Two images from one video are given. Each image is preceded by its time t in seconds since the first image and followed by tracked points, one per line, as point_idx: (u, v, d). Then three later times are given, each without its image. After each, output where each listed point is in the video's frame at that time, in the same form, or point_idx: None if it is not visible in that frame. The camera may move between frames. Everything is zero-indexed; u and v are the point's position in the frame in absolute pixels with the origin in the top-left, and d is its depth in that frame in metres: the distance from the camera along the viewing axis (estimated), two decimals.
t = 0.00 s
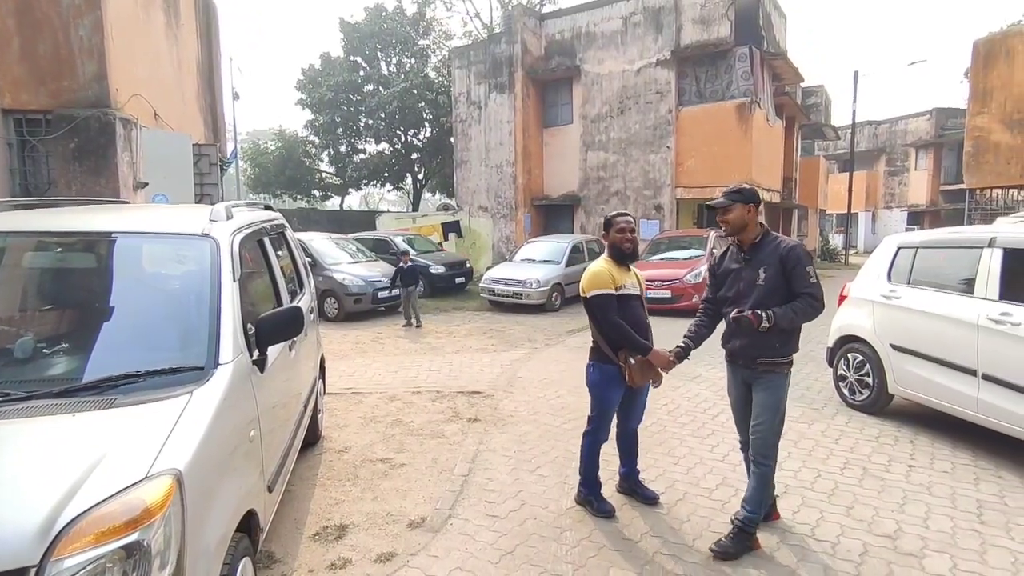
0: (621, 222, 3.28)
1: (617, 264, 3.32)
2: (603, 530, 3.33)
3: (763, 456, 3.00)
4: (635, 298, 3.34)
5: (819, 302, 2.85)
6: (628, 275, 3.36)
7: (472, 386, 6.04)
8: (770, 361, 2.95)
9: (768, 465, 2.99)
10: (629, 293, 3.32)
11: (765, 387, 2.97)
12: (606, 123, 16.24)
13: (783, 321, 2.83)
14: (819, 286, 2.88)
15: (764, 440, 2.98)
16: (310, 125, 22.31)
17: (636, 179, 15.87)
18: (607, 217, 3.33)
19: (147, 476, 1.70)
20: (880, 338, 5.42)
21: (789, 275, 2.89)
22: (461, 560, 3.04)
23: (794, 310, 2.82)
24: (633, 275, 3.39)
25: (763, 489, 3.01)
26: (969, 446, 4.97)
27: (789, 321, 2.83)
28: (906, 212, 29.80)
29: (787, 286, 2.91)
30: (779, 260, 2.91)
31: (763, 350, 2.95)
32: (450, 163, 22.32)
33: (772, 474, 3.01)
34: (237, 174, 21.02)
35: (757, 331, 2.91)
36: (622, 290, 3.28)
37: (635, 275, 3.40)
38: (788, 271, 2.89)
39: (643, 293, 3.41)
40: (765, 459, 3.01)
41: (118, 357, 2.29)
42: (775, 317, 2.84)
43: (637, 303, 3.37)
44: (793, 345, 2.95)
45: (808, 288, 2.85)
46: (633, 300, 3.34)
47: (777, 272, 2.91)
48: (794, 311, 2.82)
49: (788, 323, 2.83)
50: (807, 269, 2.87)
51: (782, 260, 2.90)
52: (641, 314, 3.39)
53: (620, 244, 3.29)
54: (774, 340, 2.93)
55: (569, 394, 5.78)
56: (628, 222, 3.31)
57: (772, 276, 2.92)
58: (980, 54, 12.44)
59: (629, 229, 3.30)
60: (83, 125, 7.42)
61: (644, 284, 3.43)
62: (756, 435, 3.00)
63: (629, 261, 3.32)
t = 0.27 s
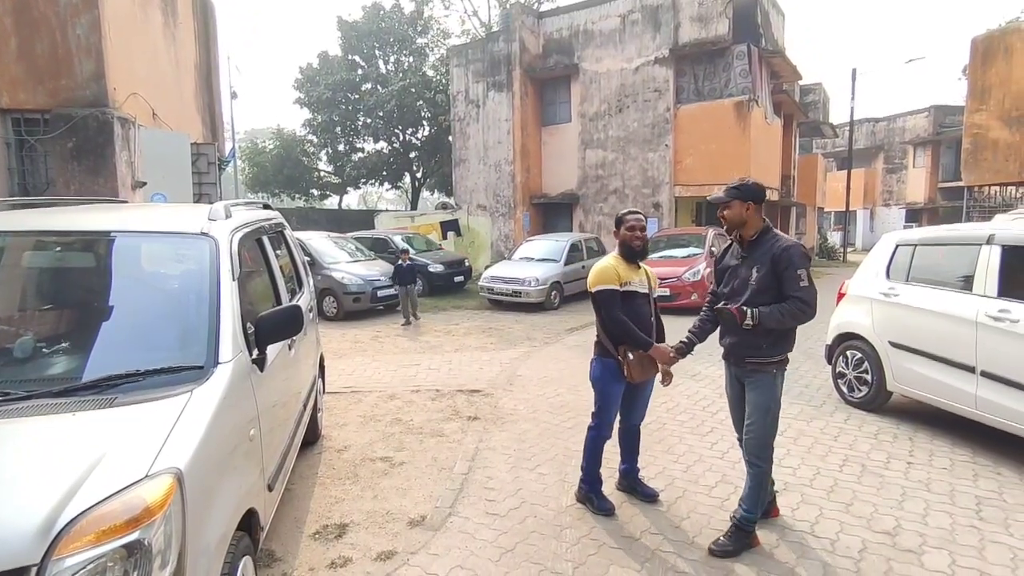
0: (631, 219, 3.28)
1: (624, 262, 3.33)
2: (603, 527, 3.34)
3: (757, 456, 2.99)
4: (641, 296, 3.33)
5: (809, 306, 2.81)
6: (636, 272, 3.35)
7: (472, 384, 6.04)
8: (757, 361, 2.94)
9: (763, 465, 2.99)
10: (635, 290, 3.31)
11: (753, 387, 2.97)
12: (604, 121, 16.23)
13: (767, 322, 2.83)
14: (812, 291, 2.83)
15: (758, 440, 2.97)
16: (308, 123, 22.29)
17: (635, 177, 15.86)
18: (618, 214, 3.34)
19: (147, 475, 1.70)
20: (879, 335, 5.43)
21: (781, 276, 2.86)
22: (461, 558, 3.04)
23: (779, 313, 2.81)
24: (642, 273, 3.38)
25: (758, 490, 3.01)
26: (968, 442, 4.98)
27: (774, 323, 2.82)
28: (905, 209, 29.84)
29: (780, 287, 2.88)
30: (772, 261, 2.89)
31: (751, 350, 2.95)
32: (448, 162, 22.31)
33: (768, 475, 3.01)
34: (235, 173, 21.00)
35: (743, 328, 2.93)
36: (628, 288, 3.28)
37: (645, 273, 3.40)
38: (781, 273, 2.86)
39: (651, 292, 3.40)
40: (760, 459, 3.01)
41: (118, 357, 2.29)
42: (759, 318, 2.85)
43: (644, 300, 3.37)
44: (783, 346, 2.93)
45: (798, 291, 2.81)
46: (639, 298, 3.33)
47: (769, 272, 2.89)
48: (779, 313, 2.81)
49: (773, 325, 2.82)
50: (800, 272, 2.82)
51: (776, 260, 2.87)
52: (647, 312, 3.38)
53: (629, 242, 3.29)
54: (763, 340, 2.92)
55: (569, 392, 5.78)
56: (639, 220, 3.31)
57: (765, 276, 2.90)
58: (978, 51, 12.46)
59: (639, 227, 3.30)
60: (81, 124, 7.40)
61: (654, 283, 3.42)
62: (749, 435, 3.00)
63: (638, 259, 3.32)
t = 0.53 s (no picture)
0: (633, 217, 3.28)
1: (627, 258, 3.33)
2: (602, 525, 3.34)
3: (757, 455, 2.99)
4: (642, 293, 3.32)
5: (800, 315, 2.77)
6: (639, 269, 3.34)
7: (470, 382, 6.04)
8: (751, 361, 2.95)
9: (762, 464, 2.99)
10: (636, 288, 3.30)
11: (749, 386, 2.98)
12: (603, 119, 16.22)
13: (754, 327, 2.83)
14: (806, 300, 2.78)
15: (757, 439, 2.97)
16: (305, 121, 22.25)
17: (633, 174, 15.86)
18: (623, 211, 3.34)
19: (146, 475, 1.69)
20: (877, 332, 5.43)
21: (777, 281, 2.84)
22: (461, 556, 3.04)
23: (767, 319, 2.80)
24: (645, 271, 3.36)
25: (758, 489, 3.01)
26: (966, 439, 4.99)
27: (762, 330, 2.81)
28: (902, 206, 29.88)
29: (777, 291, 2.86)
30: (771, 264, 2.86)
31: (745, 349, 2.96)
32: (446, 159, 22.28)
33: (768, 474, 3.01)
34: (233, 172, 20.96)
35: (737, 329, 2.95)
36: (628, 284, 3.28)
37: (649, 271, 3.38)
38: (778, 277, 2.84)
39: (654, 290, 3.38)
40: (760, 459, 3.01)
41: (116, 356, 2.28)
42: (747, 322, 2.85)
43: (646, 298, 3.36)
44: (778, 351, 2.91)
45: (790, 299, 2.78)
46: (641, 295, 3.32)
47: (768, 275, 2.87)
48: (767, 320, 2.80)
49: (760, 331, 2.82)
50: (796, 279, 2.78)
51: (774, 264, 2.85)
52: (649, 309, 3.37)
53: (631, 239, 3.28)
54: (756, 342, 2.91)
55: (568, 390, 5.78)
56: (643, 218, 3.30)
57: (762, 278, 2.88)
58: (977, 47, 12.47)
59: (642, 224, 3.29)
60: (78, 122, 7.37)
61: (659, 280, 3.40)
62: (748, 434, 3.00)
63: (640, 255, 3.31)
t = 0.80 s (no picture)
0: (632, 214, 3.25)
1: (624, 256, 3.31)
2: (600, 523, 3.33)
3: (758, 454, 2.99)
4: (639, 291, 3.30)
5: (807, 317, 2.75)
6: (637, 267, 3.32)
7: (468, 381, 6.02)
8: (753, 361, 2.93)
9: (764, 463, 2.99)
10: (633, 286, 3.28)
11: (751, 386, 2.97)
12: (600, 117, 16.20)
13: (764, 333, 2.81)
14: (813, 302, 2.76)
15: (758, 438, 2.97)
16: (301, 119, 22.18)
17: (630, 172, 15.86)
18: (621, 209, 3.33)
19: (141, 475, 1.67)
20: (875, 330, 5.43)
21: (782, 282, 2.82)
22: (459, 556, 3.03)
23: (776, 323, 2.79)
24: (643, 269, 3.34)
25: (759, 488, 3.00)
26: (963, 436, 4.99)
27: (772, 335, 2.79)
28: (898, 204, 29.94)
29: (781, 291, 2.85)
30: (775, 264, 2.85)
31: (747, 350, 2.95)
32: (443, 157, 22.25)
33: (769, 472, 3.01)
34: (228, 170, 20.89)
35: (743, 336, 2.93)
36: (625, 283, 3.26)
37: (647, 269, 3.35)
38: (782, 278, 2.82)
39: (652, 288, 3.35)
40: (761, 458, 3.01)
41: (109, 355, 2.26)
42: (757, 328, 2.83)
43: (643, 296, 3.33)
44: (780, 352, 2.90)
45: (797, 301, 2.76)
46: (637, 293, 3.30)
47: (771, 276, 2.86)
48: (776, 324, 2.78)
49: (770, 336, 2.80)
50: (803, 280, 2.76)
51: (778, 265, 2.83)
52: (647, 308, 3.34)
53: (628, 236, 3.26)
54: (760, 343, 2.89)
55: (565, 388, 5.77)
56: (640, 215, 3.27)
57: (767, 278, 2.87)
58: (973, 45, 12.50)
59: (639, 222, 3.26)
60: (71, 120, 7.33)
61: (658, 278, 3.37)
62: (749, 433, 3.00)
63: (639, 252, 3.28)
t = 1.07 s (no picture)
0: (622, 213, 3.22)
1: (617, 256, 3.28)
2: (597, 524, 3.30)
3: (760, 453, 2.97)
4: (633, 291, 3.27)
5: (816, 317, 2.74)
6: (629, 267, 3.30)
7: (464, 381, 5.98)
8: (757, 361, 2.91)
9: (765, 462, 2.98)
10: (627, 286, 3.25)
11: (754, 387, 2.94)
12: (595, 115, 16.17)
13: (773, 335, 2.79)
14: (821, 301, 2.75)
15: (759, 438, 2.95)
16: (295, 118, 22.07)
17: (625, 171, 15.84)
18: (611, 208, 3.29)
19: (130, 480, 1.63)
20: (871, 329, 5.43)
21: (788, 281, 2.81)
22: (455, 558, 3.00)
23: (785, 323, 2.76)
24: (636, 269, 3.31)
25: (760, 487, 2.98)
26: (959, 434, 4.99)
27: (781, 337, 2.77)
28: (892, 203, 30.05)
29: (786, 292, 2.84)
30: (780, 264, 2.83)
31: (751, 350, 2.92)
32: (438, 156, 22.18)
33: (770, 471, 2.99)
34: (221, 168, 20.76)
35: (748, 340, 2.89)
36: (618, 283, 3.23)
37: (639, 268, 3.32)
38: (788, 277, 2.80)
39: (646, 287, 3.33)
40: (761, 457, 2.99)
41: (99, 357, 2.21)
42: (765, 330, 2.80)
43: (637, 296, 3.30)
44: (784, 351, 2.89)
45: (806, 300, 2.74)
46: (631, 294, 3.27)
47: (776, 276, 2.84)
48: (785, 326, 2.76)
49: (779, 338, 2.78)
50: (810, 279, 2.75)
51: (784, 264, 2.81)
52: (641, 308, 3.32)
53: (619, 236, 3.23)
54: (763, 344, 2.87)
55: (561, 387, 5.74)
56: (630, 214, 3.25)
57: (773, 277, 2.84)
58: (966, 44, 12.53)
59: (630, 220, 3.23)
60: (60, 117, 7.25)
61: (650, 278, 3.35)
62: (750, 432, 2.98)
63: (630, 252, 3.25)
